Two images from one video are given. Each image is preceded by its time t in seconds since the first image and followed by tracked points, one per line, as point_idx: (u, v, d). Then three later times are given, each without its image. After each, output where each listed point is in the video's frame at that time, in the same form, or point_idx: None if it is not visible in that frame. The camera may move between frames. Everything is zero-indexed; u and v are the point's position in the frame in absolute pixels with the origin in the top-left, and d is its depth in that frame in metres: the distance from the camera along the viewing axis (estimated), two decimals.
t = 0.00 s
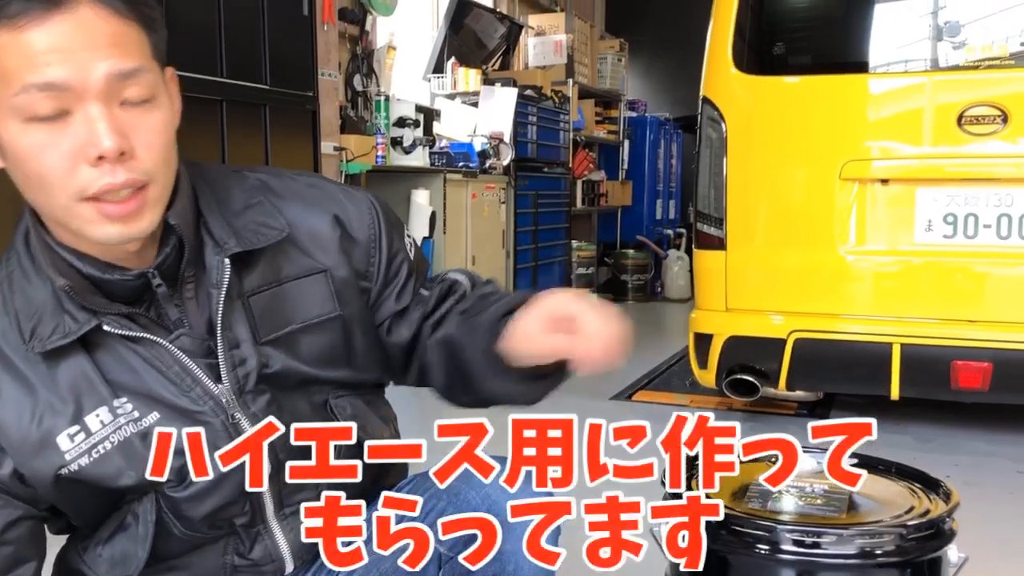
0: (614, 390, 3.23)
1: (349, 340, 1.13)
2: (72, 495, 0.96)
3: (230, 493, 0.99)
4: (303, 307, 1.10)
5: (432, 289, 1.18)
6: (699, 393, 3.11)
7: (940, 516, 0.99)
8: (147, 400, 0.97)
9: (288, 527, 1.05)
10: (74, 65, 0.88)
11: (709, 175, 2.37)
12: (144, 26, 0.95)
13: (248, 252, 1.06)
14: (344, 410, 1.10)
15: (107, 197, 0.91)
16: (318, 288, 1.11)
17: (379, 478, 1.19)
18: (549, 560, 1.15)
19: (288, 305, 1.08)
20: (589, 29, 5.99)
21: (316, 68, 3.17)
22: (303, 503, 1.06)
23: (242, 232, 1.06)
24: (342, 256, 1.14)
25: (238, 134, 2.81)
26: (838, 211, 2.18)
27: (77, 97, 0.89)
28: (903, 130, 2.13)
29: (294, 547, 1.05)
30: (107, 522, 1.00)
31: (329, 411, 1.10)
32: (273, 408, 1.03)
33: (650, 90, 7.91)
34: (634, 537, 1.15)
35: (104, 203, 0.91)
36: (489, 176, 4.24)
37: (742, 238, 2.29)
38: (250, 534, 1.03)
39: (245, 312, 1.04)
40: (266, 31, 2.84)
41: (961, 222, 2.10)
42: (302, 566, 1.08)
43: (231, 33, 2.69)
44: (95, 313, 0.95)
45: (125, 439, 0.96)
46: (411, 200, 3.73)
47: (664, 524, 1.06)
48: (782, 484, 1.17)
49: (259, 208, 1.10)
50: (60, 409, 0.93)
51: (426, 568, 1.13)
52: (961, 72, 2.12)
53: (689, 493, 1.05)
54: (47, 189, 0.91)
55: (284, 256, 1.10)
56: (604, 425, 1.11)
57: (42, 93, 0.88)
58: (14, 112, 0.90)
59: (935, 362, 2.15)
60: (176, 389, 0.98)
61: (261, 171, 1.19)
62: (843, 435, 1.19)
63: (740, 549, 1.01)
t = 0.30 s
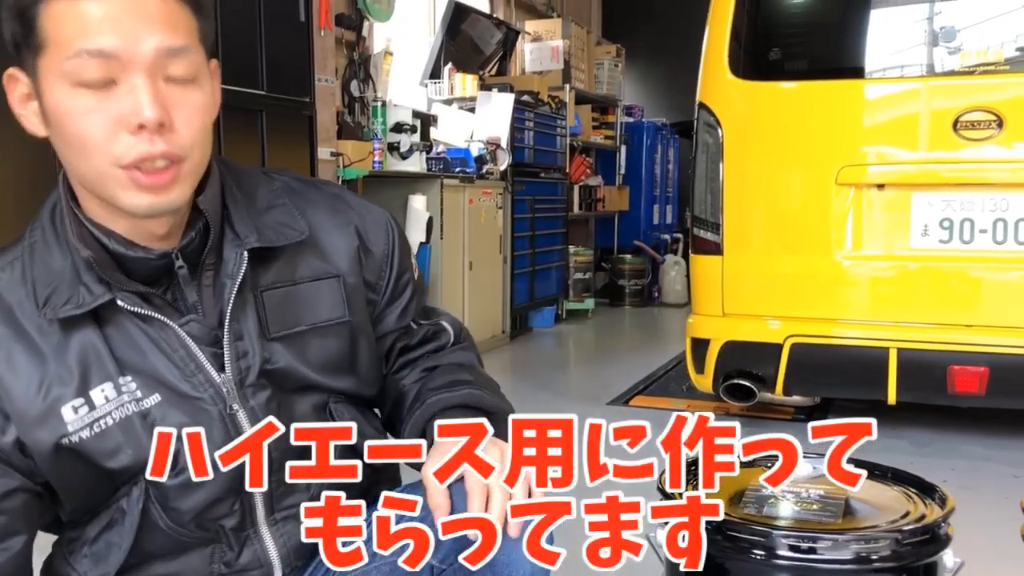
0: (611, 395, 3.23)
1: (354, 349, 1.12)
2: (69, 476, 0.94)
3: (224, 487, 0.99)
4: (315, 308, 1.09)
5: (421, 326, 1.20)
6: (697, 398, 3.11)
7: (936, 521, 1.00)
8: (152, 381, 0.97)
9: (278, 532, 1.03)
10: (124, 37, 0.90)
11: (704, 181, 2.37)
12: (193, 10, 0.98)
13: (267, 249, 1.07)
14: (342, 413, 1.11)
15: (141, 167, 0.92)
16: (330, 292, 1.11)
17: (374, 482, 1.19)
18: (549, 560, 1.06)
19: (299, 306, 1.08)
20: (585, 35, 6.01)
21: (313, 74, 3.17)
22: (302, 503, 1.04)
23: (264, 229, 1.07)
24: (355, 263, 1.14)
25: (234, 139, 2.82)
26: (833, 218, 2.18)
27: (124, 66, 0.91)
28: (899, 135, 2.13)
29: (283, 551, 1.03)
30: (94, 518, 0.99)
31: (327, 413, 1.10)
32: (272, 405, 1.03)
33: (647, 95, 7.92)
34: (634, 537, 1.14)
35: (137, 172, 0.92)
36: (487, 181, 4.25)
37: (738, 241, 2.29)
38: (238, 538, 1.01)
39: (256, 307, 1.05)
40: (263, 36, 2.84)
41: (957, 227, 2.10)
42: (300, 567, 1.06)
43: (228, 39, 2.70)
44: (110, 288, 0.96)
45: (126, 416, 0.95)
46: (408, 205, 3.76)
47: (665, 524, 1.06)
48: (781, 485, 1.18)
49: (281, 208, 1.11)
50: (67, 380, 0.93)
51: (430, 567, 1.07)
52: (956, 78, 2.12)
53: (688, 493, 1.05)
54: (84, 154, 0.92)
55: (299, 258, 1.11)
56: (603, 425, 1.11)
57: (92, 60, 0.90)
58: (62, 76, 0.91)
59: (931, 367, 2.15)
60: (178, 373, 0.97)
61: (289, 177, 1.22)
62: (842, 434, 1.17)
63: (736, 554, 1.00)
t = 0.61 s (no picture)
0: (608, 396, 3.23)
1: (353, 359, 1.12)
2: (66, 476, 0.94)
3: (221, 489, 0.98)
4: (316, 318, 1.09)
5: (423, 338, 1.20)
6: (694, 399, 3.10)
7: (933, 521, 1.00)
8: (150, 386, 0.97)
9: (272, 532, 1.03)
10: (139, 40, 0.91)
11: (702, 182, 2.38)
12: (211, 22, 0.99)
13: (269, 257, 1.07)
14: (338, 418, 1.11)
15: (146, 171, 0.92)
16: (331, 303, 1.11)
17: (370, 484, 1.19)
18: (549, 560, 1.06)
19: (300, 314, 1.08)
20: (582, 36, 6.01)
21: (310, 75, 3.17)
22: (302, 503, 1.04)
23: (267, 237, 1.07)
24: (357, 274, 1.14)
25: (231, 140, 2.82)
26: (831, 219, 2.18)
27: (137, 70, 0.92)
28: (897, 136, 2.14)
29: (278, 552, 1.02)
30: (93, 519, 0.98)
31: (323, 417, 1.10)
32: (268, 411, 1.03)
33: (643, 97, 7.93)
34: (634, 537, 1.14)
35: (142, 176, 0.92)
36: (483, 183, 4.26)
37: (737, 244, 2.29)
38: (233, 538, 1.01)
39: (257, 315, 1.05)
40: (260, 38, 2.84)
41: (954, 227, 2.10)
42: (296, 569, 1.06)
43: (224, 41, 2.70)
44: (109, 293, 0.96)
45: (125, 421, 0.95)
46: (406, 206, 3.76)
47: (666, 524, 1.06)
48: (781, 483, 1.18)
49: (287, 217, 1.11)
50: (67, 384, 0.93)
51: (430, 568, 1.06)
52: (953, 78, 2.13)
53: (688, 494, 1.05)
54: (89, 155, 0.92)
55: (301, 267, 1.11)
56: (603, 425, 1.11)
57: (105, 61, 0.91)
58: (74, 77, 0.92)
59: (929, 367, 2.15)
60: (176, 379, 0.97)
61: (297, 186, 1.22)
62: (842, 434, 1.18)
63: (733, 555, 1.00)
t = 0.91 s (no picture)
0: (608, 396, 3.22)
1: (347, 360, 1.12)
2: (59, 476, 0.94)
3: (215, 489, 0.98)
4: (310, 319, 1.09)
5: (417, 339, 1.20)
6: (693, 399, 3.10)
7: (932, 519, 0.99)
8: (143, 386, 0.96)
9: (265, 533, 1.02)
10: (142, 42, 0.91)
11: (701, 181, 2.37)
12: (213, 24, 0.99)
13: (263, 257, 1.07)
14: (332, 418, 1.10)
15: (147, 173, 0.92)
16: (326, 303, 1.10)
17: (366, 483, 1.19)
18: (549, 560, 1.06)
19: (294, 315, 1.08)
20: (581, 35, 6.00)
21: (308, 74, 3.16)
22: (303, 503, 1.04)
23: (262, 238, 1.07)
24: (352, 275, 1.14)
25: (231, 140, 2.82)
26: (829, 218, 2.18)
27: (140, 71, 0.91)
28: (895, 135, 2.13)
29: (272, 553, 1.02)
30: (84, 521, 0.98)
31: (316, 417, 1.10)
32: (262, 412, 1.03)
33: (642, 96, 7.92)
34: (634, 537, 1.13)
35: (143, 177, 0.91)
36: (483, 182, 4.25)
37: (735, 243, 2.29)
38: (226, 539, 1.00)
39: (251, 315, 1.05)
40: (258, 37, 2.84)
41: (952, 226, 2.10)
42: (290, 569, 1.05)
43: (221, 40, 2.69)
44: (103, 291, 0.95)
45: (118, 421, 0.95)
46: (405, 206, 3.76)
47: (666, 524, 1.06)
48: (781, 483, 1.18)
49: (282, 217, 1.11)
50: (60, 382, 0.93)
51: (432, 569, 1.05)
52: (952, 77, 2.12)
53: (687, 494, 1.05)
54: (91, 155, 0.92)
55: (296, 267, 1.11)
56: (604, 425, 1.10)
57: (108, 61, 0.90)
58: (76, 77, 0.91)
59: (928, 366, 2.15)
60: (168, 379, 0.97)
61: (291, 186, 1.22)
62: (842, 434, 1.17)
63: (732, 554, 1.00)
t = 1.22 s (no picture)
0: (607, 397, 3.22)
1: (347, 359, 1.12)
2: (61, 477, 0.94)
3: (215, 489, 0.98)
4: (309, 317, 1.09)
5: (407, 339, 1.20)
6: (693, 399, 3.10)
7: (933, 521, 0.99)
8: (145, 386, 0.97)
9: (265, 532, 1.03)
10: (207, 79, 0.90)
11: (700, 182, 2.38)
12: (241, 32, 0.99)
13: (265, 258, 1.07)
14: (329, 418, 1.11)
15: (202, 201, 0.94)
16: (325, 302, 1.10)
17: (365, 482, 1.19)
18: (548, 560, 1.07)
19: (293, 315, 1.08)
20: (581, 36, 6.00)
21: (309, 75, 3.17)
22: (303, 503, 1.04)
23: (263, 239, 1.07)
24: (348, 274, 1.14)
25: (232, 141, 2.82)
26: (828, 219, 2.19)
27: (204, 106, 0.91)
28: (895, 136, 2.14)
29: (271, 553, 1.02)
30: (82, 526, 0.98)
31: (313, 417, 1.10)
32: (263, 411, 1.03)
33: (642, 97, 7.93)
34: (634, 537, 1.14)
35: (198, 206, 0.94)
36: (482, 183, 4.25)
37: (734, 244, 2.30)
38: (225, 540, 1.00)
39: (252, 315, 1.05)
40: (258, 38, 2.84)
41: (951, 227, 2.10)
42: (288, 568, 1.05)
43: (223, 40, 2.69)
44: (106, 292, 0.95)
45: (121, 420, 0.95)
46: (405, 206, 3.77)
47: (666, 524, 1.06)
48: (781, 483, 1.19)
49: (280, 219, 1.11)
50: (63, 382, 0.93)
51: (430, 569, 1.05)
52: (951, 79, 2.13)
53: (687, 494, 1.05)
54: (145, 183, 0.92)
55: (294, 267, 1.11)
56: (604, 425, 1.11)
57: (173, 96, 0.89)
58: (132, 106, 0.90)
59: (927, 367, 2.16)
60: (170, 378, 0.97)
61: (285, 186, 1.22)
62: (842, 434, 1.18)
63: (733, 556, 1.00)
